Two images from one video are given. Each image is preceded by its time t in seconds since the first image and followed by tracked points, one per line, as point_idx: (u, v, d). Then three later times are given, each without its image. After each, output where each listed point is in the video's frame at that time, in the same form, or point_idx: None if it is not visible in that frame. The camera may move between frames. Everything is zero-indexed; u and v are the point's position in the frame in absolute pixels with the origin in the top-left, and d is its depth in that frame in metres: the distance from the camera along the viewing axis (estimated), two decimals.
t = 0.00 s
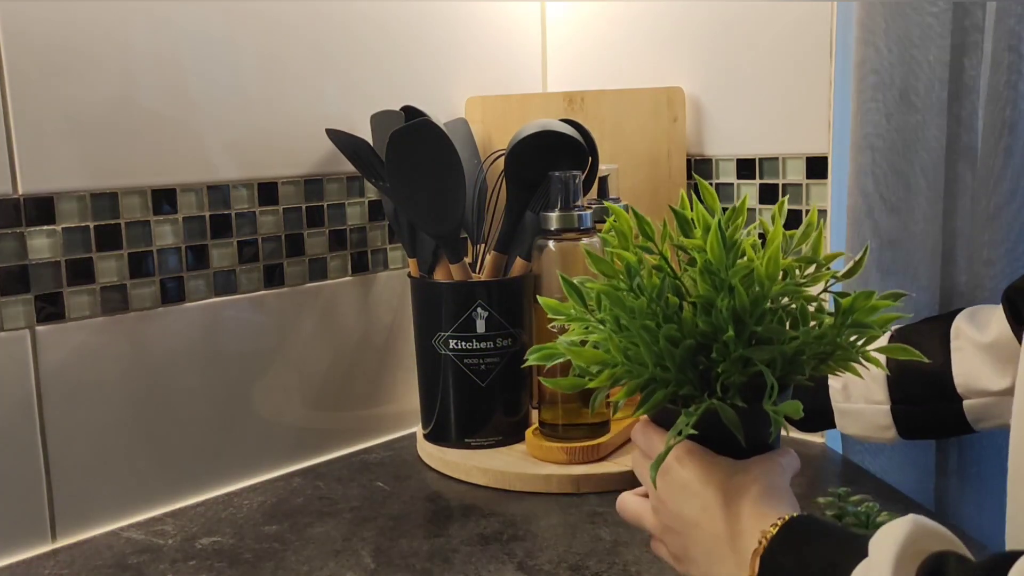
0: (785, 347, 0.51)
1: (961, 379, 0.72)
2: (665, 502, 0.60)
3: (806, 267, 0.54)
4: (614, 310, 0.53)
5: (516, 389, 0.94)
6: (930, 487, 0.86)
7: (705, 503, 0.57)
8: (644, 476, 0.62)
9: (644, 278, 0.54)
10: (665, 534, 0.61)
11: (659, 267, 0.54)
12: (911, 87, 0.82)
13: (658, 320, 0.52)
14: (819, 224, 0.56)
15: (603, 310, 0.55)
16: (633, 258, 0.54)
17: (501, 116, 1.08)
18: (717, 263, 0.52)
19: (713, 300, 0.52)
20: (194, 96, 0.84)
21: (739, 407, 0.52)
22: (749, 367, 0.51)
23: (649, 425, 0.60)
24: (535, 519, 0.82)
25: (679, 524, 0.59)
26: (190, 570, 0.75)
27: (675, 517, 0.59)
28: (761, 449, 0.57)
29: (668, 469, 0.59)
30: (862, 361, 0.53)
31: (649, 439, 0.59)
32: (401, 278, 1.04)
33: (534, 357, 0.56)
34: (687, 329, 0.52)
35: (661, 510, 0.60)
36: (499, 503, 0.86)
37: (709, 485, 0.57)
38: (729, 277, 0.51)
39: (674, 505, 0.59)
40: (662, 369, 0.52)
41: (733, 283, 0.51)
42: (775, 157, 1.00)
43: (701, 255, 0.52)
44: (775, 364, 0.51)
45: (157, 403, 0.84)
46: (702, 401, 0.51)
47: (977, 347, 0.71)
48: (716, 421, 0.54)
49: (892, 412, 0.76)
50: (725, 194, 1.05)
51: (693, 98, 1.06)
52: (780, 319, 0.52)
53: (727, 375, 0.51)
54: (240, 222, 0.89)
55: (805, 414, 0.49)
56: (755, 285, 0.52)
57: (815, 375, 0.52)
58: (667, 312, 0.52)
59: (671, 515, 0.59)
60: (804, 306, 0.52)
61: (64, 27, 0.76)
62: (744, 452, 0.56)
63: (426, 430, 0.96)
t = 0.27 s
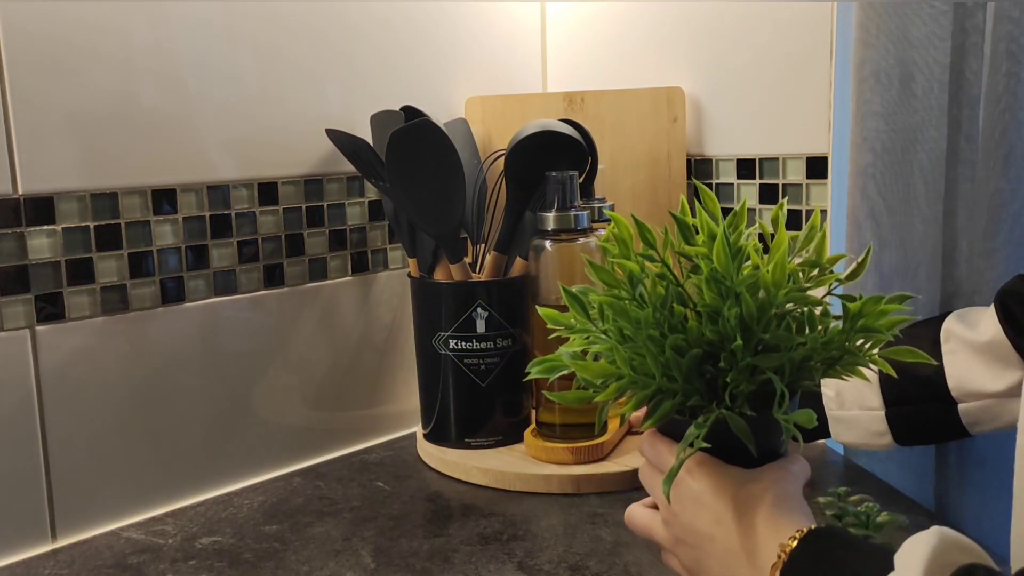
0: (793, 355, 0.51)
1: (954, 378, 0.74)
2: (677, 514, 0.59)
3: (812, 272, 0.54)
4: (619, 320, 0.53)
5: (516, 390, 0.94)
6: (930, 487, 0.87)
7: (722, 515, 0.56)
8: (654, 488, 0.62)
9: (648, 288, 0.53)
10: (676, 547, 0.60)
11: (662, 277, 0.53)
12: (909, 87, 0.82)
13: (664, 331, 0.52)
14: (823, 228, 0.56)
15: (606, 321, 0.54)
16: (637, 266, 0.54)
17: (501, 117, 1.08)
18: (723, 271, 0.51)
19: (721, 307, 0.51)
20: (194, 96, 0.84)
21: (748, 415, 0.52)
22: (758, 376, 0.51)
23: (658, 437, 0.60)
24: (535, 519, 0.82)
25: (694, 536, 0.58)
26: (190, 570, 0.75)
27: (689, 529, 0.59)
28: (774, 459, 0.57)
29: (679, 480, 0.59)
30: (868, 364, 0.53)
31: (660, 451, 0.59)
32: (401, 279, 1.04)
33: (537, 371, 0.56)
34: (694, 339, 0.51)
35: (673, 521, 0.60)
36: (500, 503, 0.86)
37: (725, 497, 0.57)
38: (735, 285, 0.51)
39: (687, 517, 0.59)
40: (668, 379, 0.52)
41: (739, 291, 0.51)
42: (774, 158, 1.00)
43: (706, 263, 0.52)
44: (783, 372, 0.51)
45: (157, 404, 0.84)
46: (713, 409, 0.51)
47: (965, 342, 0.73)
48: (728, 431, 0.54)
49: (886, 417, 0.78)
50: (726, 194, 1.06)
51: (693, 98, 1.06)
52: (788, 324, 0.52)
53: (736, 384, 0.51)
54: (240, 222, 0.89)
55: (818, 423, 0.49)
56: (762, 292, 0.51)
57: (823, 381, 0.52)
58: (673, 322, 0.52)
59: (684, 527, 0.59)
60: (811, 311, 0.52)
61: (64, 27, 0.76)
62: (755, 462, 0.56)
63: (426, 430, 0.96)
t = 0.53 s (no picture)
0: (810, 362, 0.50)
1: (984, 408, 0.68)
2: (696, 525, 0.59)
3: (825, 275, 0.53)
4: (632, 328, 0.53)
5: (516, 389, 0.94)
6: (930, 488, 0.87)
7: (748, 529, 0.56)
8: (667, 498, 0.61)
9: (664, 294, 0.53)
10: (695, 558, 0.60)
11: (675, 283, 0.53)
12: (915, 87, 0.83)
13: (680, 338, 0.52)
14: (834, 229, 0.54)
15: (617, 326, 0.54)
16: (648, 270, 0.53)
17: (501, 116, 1.08)
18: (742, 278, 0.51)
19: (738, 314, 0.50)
20: (194, 96, 0.84)
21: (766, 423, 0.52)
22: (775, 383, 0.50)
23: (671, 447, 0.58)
24: (535, 519, 0.82)
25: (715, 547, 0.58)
26: (190, 570, 0.75)
27: (709, 541, 0.58)
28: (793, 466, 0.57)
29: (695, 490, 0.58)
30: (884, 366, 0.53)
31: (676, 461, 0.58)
32: (401, 278, 1.04)
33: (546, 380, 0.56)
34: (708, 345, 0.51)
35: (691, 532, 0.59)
36: (500, 503, 0.86)
37: (748, 509, 0.56)
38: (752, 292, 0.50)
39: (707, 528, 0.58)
40: (683, 386, 0.51)
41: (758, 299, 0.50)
42: (774, 158, 1.00)
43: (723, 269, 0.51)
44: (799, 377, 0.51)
45: (157, 404, 0.84)
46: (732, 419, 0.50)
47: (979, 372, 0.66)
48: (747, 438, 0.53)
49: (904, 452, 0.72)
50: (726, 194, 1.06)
51: (693, 98, 1.06)
52: (804, 328, 0.52)
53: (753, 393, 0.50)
54: (240, 222, 0.89)
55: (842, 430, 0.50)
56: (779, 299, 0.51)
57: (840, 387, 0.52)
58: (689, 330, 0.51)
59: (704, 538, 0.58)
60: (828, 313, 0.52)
61: (65, 27, 0.76)
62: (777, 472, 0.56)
63: (426, 430, 0.96)
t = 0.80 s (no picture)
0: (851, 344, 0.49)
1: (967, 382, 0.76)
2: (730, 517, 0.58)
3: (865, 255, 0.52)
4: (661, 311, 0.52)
5: (516, 389, 0.94)
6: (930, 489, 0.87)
7: (784, 521, 0.56)
8: (699, 489, 0.60)
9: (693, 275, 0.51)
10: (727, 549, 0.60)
11: (706, 264, 0.52)
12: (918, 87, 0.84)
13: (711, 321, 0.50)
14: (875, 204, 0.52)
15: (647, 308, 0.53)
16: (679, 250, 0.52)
17: (501, 116, 1.08)
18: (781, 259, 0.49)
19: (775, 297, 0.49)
20: (194, 96, 0.84)
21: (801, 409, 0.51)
22: (814, 367, 0.50)
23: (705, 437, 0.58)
24: (535, 519, 0.82)
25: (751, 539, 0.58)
26: (190, 570, 0.75)
27: (744, 533, 0.58)
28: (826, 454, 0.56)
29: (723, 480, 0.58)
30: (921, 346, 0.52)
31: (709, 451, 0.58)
32: (401, 278, 1.04)
33: (566, 363, 0.56)
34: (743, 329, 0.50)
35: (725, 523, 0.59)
36: (500, 503, 0.86)
37: (784, 501, 0.55)
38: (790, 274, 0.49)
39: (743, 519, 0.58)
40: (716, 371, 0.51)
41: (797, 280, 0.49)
42: (775, 158, 1.00)
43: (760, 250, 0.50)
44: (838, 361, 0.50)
45: (158, 403, 0.84)
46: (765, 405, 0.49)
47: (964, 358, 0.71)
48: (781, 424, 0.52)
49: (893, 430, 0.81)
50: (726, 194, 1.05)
51: (693, 98, 1.06)
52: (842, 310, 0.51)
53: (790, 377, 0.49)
54: (240, 222, 0.89)
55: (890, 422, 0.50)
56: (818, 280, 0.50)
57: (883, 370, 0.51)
58: (722, 312, 0.50)
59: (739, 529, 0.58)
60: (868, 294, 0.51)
61: (65, 27, 0.76)
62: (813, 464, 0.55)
63: (426, 430, 0.96)
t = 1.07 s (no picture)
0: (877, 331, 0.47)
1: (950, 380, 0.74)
2: (748, 518, 0.58)
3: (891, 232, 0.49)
4: (676, 298, 0.49)
5: (515, 389, 0.94)
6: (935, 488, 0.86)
7: (808, 522, 0.55)
8: (714, 485, 0.60)
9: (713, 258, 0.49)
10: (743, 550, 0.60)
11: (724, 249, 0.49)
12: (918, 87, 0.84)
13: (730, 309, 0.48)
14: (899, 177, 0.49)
15: (659, 294, 0.50)
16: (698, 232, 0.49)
17: (500, 116, 1.08)
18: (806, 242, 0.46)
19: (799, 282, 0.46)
20: (195, 95, 0.84)
21: (825, 401, 0.48)
22: (839, 356, 0.47)
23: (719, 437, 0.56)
24: (535, 519, 0.82)
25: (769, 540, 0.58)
26: (190, 570, 0.75)
27: (765, 534, 0.58)
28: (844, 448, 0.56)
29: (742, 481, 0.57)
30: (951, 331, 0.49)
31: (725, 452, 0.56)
32: (401, 278, 1.04)
33: (566, 354, 0.51)
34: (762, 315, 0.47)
35: (742, 524, 0.58)
36: (500, 503, 0.86)
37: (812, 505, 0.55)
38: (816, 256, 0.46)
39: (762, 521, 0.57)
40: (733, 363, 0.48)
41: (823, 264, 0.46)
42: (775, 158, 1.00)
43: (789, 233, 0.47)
44: (862, 348, 0.47)
45: (158, 403, 0.84)
46: (789, 399, 0.47)
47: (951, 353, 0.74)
48: (801, 416, 0.50)
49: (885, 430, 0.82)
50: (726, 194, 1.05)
51: (693, 98, 1.06)
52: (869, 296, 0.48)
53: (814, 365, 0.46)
54: (240, 222, 0.89)
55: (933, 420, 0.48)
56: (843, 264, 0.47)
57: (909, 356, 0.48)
58: (741, 298, 0.48)
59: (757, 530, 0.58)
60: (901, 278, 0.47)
61: (65, 27, 0.76)
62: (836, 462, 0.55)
63: (426, 430, 0.96)
